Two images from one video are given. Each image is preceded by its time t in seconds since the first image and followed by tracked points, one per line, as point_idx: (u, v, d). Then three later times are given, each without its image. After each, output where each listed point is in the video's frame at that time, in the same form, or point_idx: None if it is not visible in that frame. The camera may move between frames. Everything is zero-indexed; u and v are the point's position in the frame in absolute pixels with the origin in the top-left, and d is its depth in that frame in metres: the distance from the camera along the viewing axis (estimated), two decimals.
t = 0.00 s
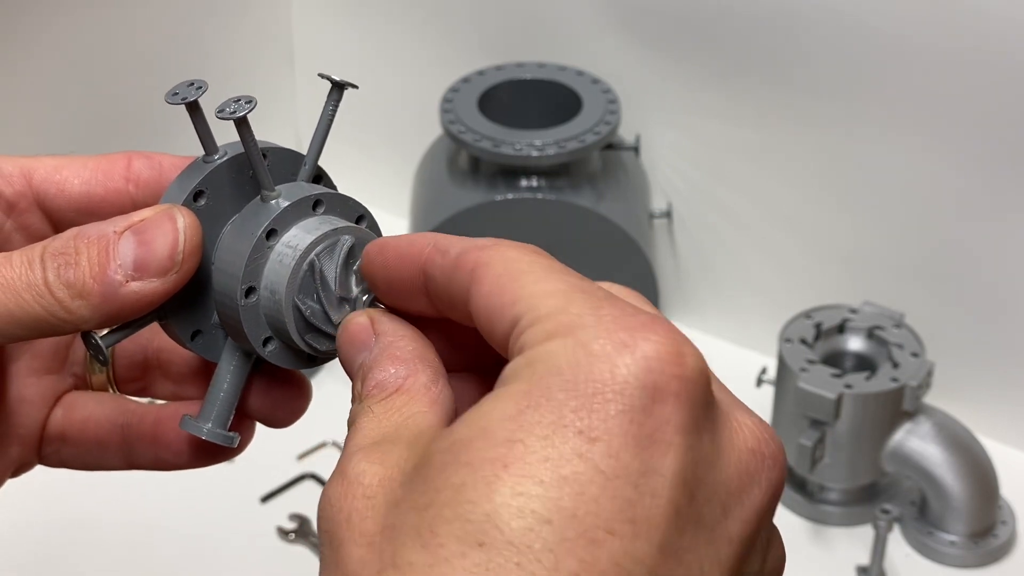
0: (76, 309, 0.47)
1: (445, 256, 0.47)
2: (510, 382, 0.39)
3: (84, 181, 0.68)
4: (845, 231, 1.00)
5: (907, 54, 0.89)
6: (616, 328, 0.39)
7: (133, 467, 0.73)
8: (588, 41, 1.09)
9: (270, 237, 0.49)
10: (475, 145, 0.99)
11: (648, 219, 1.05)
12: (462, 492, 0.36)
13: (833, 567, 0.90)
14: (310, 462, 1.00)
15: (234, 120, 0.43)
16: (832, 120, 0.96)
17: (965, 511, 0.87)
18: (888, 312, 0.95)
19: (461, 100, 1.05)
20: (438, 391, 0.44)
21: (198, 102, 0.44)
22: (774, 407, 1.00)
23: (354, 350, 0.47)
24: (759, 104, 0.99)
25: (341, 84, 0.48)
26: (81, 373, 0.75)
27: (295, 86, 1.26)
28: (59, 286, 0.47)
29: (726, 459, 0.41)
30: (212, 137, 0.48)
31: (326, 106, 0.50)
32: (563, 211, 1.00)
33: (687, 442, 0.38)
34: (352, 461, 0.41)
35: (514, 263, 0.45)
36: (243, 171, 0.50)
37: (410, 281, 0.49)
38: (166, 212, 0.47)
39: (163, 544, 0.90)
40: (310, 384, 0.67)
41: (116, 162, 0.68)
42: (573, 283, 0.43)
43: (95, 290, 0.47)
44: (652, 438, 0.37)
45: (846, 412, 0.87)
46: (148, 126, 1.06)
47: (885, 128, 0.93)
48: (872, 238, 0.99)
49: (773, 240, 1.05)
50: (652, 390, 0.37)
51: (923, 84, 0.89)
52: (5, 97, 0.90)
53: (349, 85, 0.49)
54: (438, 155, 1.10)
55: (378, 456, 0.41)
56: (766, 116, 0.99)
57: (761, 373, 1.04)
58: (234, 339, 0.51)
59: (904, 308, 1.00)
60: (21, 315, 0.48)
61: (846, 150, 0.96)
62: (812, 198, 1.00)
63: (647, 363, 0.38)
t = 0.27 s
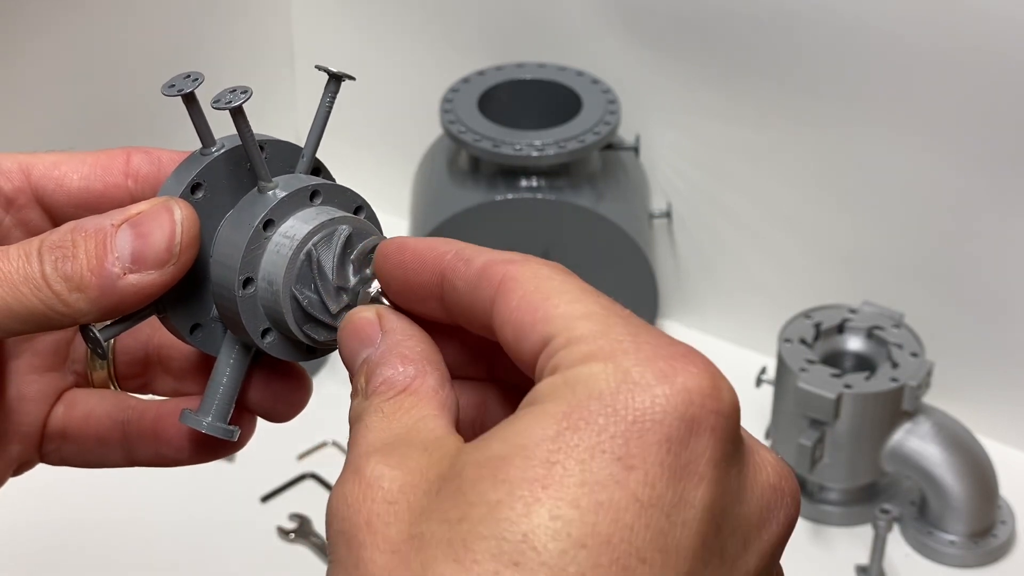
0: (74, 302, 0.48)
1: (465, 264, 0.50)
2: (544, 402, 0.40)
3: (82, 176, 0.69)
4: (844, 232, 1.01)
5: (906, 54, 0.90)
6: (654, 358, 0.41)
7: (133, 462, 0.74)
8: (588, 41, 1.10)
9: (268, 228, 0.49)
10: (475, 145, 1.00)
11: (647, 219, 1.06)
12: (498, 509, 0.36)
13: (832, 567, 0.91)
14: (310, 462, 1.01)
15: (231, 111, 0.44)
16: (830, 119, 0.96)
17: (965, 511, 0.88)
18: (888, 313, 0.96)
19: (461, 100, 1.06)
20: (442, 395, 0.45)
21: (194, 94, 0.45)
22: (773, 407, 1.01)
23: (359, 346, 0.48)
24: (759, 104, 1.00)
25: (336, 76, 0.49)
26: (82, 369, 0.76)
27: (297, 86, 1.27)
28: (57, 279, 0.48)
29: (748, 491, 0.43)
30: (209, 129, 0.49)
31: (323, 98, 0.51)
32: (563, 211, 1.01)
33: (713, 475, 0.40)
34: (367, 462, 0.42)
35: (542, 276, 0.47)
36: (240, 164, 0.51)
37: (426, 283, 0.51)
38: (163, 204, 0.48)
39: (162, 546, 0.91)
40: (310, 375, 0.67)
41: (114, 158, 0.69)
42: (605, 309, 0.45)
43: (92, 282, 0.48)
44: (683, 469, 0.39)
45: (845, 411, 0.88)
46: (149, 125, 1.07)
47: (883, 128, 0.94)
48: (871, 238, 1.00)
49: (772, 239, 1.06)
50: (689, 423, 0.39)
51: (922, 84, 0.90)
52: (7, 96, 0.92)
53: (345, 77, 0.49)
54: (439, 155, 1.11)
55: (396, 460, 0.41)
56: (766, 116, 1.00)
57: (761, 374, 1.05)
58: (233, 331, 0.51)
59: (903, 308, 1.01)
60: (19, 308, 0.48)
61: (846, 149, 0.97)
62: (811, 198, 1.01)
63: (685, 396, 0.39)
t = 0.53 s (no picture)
0: (76, 308, 0.48)
1: (474, 269, 0.51)
2: (543, 397, 0.40)
3: (83, 180, 0.69)
4: (844, 232, 1.01)
5: (907, 55, 0.90)
6: (652, 354, 0.41)
7: (135, 466, 0.74)
8: (588, 41, 1.10)
9: (269, 235, 0.49)
10: (475, 146, 1.00)
11: (647, 219, 1.06)
12: (501, 506, 0.36)
13: (832, 567, 0.91)
14: (310, 462, 1.01)
15: (233, 118, 0.44)
16: (830, 120, 0.96)
17: (965, 511, 0.88)
18: (888, 312, 0.96)
19: (461, 100, 1.06)
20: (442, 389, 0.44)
21: (197, 100, 0.45)
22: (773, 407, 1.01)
23: (356, 332, 0.47)
24: (759, 104, 1.00)
25: (339, 82, 0.49)
26: (83, 373, 0.76)
27: (296, 86, 1.27)
28: (58, 285, 0.48)
29: (746, 484, 0.43)
30: (211, 136, 0.49)
31: (325, 103, 0.50)
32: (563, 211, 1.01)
33: (712, 469, 0.40)
34: (369, 459, 0.41)
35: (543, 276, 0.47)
36: (241, 170, 0.51)
37: (438, 287, 0.53)
38: (165, 211, 0.48)
39: (162, 546, 0.90)
40: (311, 382, 0.67)
41: (115, 161, 0.69)
42: (606, 308, 0.45)
43: (93, 289, 0.48)
44: (682, 463, 0.39)
45: (845, 411, 0.88)
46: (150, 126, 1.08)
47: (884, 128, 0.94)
48: (870, 238, 1.00)
49: (771, 239, 1.06)
50: (687, 417, 0.39)
51: (923, 84, 0.90)
52: (7, 96, 0.91)
53: (347, 82, 0.49)
54: (439, 155, 1.11)
55: (399, 458, 0.41)
56: (766, 117, 1.00)
57: (760, 374, 1.04)
58: (235, 337, 0.51)
59: (903, 308, 1.01)
60: (22, 313, 0.48)
61: (846, 150, 0.97)
62: (811, 198, 1.01)
63: (682, 389, 0.39)
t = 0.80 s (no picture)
0: (77, 309, 0.48)
1: (487, 288, 0.53)
2: (542, 401, 0.40)
3: (86, 181, 0.69)
4: (844, 232, 1.01)
5: (907, 55, 0.90)
6: (650, 360, 0.41)
7: (138, 467, 0.74)
8: (589, 41, 1.10)
9: (272, 235, 0.49)
10: (475, 145, 1.00)
11: (647, 219, 1.06)
12: (499, 509, 0.36)
13: (832, 567, 0.91)
14: (310, 462, 1.01)
15: (235, 118, 0.44)
16: (831, 120, 0.96)
17: (965, 511, 0.88)
18: (888, 312, 0.96)
19: (461, 101, 1.06)
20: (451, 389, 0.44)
21: (198, 101, 0.45)
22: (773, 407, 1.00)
23: (364, 316, 0.46)
24: (759, 104, 1.00)
25: (341, 83, 0.48)
26: (85, 374, 0.76)
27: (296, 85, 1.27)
28: (60, 286, 0.48)
29: (739, 490, 0.43)
30: (213, 136, 0.49)
31: (327, 104, 0.50)
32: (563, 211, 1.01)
33: (707, 475, 0.40)
34: (373, 461, 0.41)
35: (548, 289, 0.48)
36: (243, 171, 0.51)
37: (451, 308, 0.54)
38: (167, 211, 0.48)
39: (161, 546, 0.90)
40: (313, 383, 0.67)
41: (118, 163, 0.69)
42: (608, 320, 0.45)
43: (95, 289, 0.48)
44: (676, 468, 0.39)
45: (845, 411, 0.88)
46: (149, 125, 1.08)
47: (884, 128, 0.94)
48: (870, 238, 1.00)
49: (771, 239, 1.06)
50: (683, 422, 0.39)
51: (923, 84, 0.90)
52: (7, 96, 0.91)
53: (348, 82, 0.49)
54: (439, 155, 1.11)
55: (402, 460, 0.41)
56: (767, 117, 1.00)
57: (760, 374, 1.04)
58: (236, 337, 0.51)
59: (903, 308, 1.01)
60: (23, 314, 0.49)
61: (847, 150, 0.97)
62: (811, 198, 1.01)
63: (680, 395, 0.40)
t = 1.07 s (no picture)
0: (85, 315, 0.48)
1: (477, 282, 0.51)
2: (496, 390, 0.38)
3: (91, 187, 0.69)
4: (844, 232, 1.01)
5: (907, 56, 0.90)
6: (600, 340, 0.39)
7: (141, 470, 0.74)
8: (589, 41, 1.10)
9: (279, 242, 0.49)
10: (475, 146, 1.00)
11: (647, 219, 1.06)
12: (449, 503, 0.35)
13: (832, 567, 0.91)
14: (310, 461, 1.01)
15: (244, 127, 0.44)
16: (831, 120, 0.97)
17: (965, 511, 0.88)
18: (888, 312, 0.96)
19: (462, 101, 1.06)
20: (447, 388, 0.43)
21: (207, 109, 0.45)
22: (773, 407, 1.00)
23: (364, 313, 0.45)
24: (761, 104, 1.00)
25: (348, 91, 0.49)
26: (89, 377, 0.76)
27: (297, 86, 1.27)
28: (69, 291, 0.48)
29: (706, 466, 0.39)
30: (220, 143, 0.49)
31: (334, 112, 0.51)
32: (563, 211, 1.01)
33: (663, 455, 0.37)
34: (349, 462, 0.41)
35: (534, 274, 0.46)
36: (251, 178, 0.51)
37: (448, 308, 0.53)
38: (175, 218, 0.48)
39: (162, 546, 0.91)
40: (317, 388, 0.67)
41: (124, 168, 0.69)
42: (569, 304, 0.43)
43: (103, 295, 0.48)
44: (625, 449, 0.36)
45: (845, 410, 0.88)
46: (150, 125, 1.08)
47: (884, 128, 0.94)
48: (870, 238, 1.00)
49: (771, 240, 1.06)
50: (629, 401, 0.37)
51: (924, 84, 0.90)
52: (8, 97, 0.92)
53: (356, 91, 0.50)
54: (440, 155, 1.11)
55: (374, 458, 0.40)
56: (768, 117, 1.00)
57: (760, 373, 1.04)
58: (242, 343, 0.52)
59: (903, 308, 1.01)
60: (32, 319, 0.49)
61: (847, 150, 0.97)
62: (811, 199, 1.01)
63: (627, 372, 0.37)
